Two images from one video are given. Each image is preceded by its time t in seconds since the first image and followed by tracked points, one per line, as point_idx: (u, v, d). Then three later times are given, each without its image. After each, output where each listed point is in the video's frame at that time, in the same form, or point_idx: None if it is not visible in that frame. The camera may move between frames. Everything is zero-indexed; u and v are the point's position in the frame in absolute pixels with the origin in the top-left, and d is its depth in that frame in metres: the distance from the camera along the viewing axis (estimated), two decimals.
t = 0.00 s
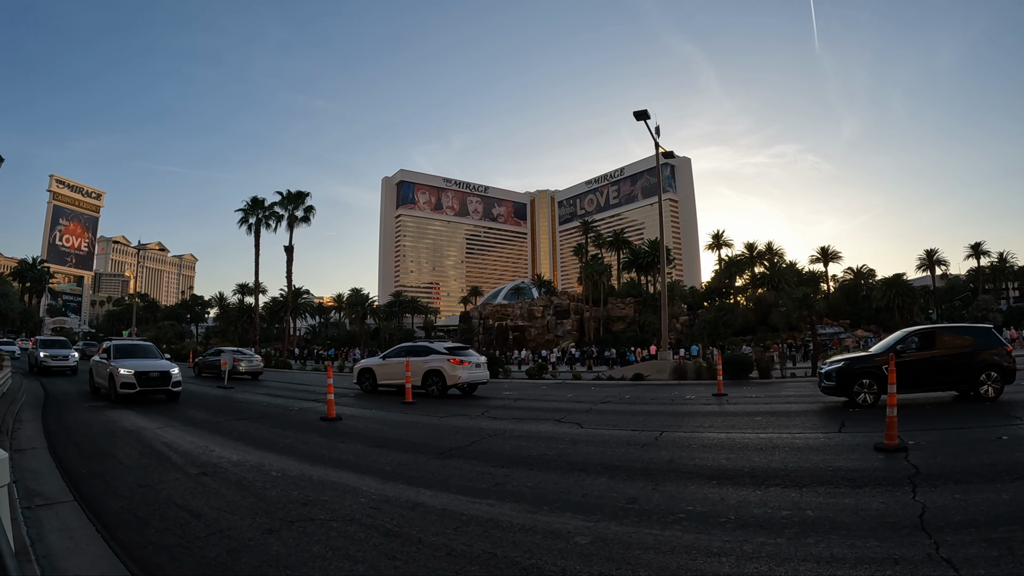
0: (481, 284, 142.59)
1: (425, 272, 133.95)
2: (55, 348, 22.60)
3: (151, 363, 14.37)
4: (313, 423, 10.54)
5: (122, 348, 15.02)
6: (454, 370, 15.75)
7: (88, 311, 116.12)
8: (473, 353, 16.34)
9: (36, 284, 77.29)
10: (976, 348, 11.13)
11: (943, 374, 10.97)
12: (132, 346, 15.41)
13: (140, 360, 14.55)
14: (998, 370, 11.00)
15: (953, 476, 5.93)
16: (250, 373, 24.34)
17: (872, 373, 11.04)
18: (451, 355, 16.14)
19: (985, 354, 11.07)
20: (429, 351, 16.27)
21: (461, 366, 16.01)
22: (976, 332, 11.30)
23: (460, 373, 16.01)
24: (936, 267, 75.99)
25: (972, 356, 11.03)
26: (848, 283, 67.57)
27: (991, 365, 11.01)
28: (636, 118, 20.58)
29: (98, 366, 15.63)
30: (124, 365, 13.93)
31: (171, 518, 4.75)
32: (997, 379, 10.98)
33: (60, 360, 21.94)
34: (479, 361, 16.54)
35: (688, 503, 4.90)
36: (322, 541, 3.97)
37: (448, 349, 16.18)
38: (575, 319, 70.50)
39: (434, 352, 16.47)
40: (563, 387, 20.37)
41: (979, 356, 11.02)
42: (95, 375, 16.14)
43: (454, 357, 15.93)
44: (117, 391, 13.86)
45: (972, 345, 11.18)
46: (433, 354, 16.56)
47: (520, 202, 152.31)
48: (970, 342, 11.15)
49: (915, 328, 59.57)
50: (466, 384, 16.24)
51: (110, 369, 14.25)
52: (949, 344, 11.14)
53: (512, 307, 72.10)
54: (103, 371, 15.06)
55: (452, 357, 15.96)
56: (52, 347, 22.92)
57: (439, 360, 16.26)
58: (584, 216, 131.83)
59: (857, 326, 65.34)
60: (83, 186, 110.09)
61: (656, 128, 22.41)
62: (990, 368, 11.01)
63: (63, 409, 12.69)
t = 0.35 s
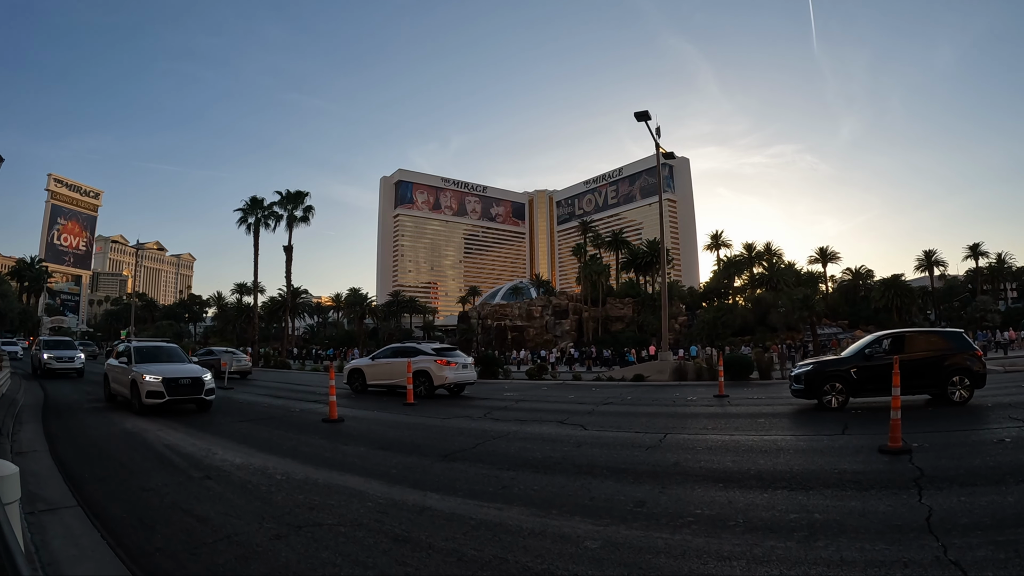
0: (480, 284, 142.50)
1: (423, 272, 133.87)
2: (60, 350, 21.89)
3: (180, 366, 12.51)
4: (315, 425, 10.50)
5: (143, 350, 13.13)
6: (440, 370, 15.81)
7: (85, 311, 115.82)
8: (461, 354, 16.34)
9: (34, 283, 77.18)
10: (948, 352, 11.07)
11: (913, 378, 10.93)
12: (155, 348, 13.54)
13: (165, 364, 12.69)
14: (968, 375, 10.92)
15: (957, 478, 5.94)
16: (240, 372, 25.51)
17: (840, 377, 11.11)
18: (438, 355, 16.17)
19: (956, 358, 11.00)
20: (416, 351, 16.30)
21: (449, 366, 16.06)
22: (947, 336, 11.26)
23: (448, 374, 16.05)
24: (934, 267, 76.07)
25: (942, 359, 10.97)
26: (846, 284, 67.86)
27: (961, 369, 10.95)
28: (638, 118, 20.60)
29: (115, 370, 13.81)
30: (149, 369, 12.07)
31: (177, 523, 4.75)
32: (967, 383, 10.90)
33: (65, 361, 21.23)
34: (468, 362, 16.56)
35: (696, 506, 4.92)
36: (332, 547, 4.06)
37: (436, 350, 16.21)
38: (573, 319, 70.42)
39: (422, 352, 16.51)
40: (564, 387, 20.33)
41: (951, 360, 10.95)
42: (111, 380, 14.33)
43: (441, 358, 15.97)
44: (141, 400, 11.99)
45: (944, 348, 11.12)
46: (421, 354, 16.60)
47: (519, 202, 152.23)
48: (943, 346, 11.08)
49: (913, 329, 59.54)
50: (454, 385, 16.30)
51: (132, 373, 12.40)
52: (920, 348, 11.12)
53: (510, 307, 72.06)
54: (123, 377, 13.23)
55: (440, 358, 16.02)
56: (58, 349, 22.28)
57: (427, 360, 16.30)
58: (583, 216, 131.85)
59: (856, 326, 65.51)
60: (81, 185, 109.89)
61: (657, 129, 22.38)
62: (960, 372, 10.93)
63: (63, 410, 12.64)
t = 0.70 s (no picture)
0: (478, 286, 142.39)
1: (421, 274, 133.72)
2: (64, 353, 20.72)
3: (222, 374, 10.54)
4: (316, 428, 10.49)
5: (175, 355, 11.05)
6: (426, 373, 15.80)
7: (84, 313, 115.74)
8: (447, 357, 16.35)
9: (33, 285, 77.10)
10: (915, 357, 11.11)
11: (878, 383, 10.98)
12: (185, 351, 11.50)
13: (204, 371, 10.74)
14: (934, 379, 11.00)
15: (957, 482, 5.96)
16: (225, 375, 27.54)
17: (805, 381, 11.19)
18: (424, 358, 16.17)
19: (922, 363, 11.07)
20: (402, 354, 16.40)
21: (434, 369, 16.05)
22: (913, 341, 11.31)
23: (433, 377, 16.05)
24: (932, 268, 76.21)
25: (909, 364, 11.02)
26: (845, 286, 67.95)
27: (927, 374, 11.01)
28: (636, 120, 20.58)
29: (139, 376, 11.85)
30: (188, 379, 10.10)
31: (180, 529, 4.75)
32: (933, 388, 10.96)
33: (70, 364, 20.05)
34: (454, 365, 16.56)
35: (697, 511, 4.93)
36: (335, 553, 4.08)
37: (421, 353, 16.21)
38: (572, 321, 70.45)
39: (408, 355, 16.51)
40: (563, 391, 20.29)
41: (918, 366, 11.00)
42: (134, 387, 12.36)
43: (427, 361, 15.98)
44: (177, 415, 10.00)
45: (909, 353, 11.19)
46: (408, 356, 16.60)
47: (517, 204, 152.23)
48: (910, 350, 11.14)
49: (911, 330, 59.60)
50: (439, 388, 16.29)
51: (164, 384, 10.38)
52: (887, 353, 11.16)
53: (509, 309, 72.07)
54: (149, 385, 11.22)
55: (425, 361, 16.02)
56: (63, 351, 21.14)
57: (412, 363, 16.31)
58: (581, 218, 131.99)
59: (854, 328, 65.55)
60: (80, 187, 109.81)
61: (654, 132, 22.37)
62: (926, 377, 11.02)
63: (63, 414, 12.61)
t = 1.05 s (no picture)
0: (475, 287, 142.33)
1: (418, 275, 133.51)
2: (68, 356, 19.36)
3: (291, 385, 8.36)
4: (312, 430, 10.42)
5: (228, 360, 8.88)
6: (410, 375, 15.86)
7: (81, 314, 115.32)
8: (431, 358, 16.45)
9: (30, 286, 76.80)
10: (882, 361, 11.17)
11: (843, 386, 11.07)
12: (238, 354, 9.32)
13: (267, 381, 8.57)
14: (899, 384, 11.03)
15: (955, 485, 5.94)
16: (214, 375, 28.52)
17: (772, 384, 11.34)
18: (408, 360, 16.23)
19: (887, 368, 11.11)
20: (387, 355, 16.46)
21: (417, 370, 16.13)
22: (879, 346, 11.35)
23: (416, 378, 16.12)
24: (929, 270, 76.47)
25: (875, 368, 11.07)
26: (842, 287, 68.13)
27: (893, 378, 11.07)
28: (633, 122, 20.60)
29: (177, 387, 9.57)
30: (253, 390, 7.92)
31: (175, 532, 4.71)
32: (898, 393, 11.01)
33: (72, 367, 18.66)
34: (436, 366, 16.66)
35: (695, 514, 4.91)
36: (331, 557, 4.05)
37: (405, 354, 16.27)
38: (569, 323, 70.48)
39: (392, 356, 16.57)
40: (561, 392, 20.24)
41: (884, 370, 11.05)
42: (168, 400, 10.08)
43: (410, 362, 16.04)
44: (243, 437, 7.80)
45: (875, 358, 11.22)
46: (392, 358, 16.67)
47: (514, 205, 152.31)
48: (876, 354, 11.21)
49: (908, 331, 59.77)
50: (422, 388, 16.38)
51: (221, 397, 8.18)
52: (853, 358, 11.23)
53: (506, 310, 72.08)
54: (194, 398, 8.96)
55: (409, 362, 16.09)
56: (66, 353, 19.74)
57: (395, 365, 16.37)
58: (578, 219, 132.10)
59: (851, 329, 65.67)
60: (78, 187, 109.58)
61: (652, 134, 22.40)
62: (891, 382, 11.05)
63: (58, 415, 12.50)
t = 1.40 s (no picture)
0: (473, 288, 142.34)
1: (416, 275, 133.44)
2: (74, 357, 17.81)
3: (425, 398, 6.45)
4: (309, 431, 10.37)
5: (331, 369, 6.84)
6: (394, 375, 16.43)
7: (78, 314, 114.98)
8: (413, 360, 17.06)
9: (28, 285, 76.58)
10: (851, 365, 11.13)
11: (805, 389, 11.12)
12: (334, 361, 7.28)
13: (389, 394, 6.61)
14: (865, 388, 10.96)
15: (950, 486, 5.97)
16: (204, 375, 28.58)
17: (736, 387, 11.56)
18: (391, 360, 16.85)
19: (853, 372, 11.08)
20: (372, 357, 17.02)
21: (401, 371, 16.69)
22: (847, 351, 11.30)
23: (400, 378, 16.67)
24: (927, 272, 76.68)
25: (841, 372, 11.06)
26: (840, 289, 68.44)
27: (858, 382, 11.00)
28: (632, 124, 20.65)
29: (248, 401, 7.41)
30: (383, 406, 5.90)
31: (173, 532, 4.72)
32: (864, 397, 10.94)
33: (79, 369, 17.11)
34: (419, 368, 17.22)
35: (692, 516, 4.92)
36: (329, 557, 4.06)
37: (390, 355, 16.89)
38: (567, 324, 70.62)
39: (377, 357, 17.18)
40: (558, 394, 20.27)
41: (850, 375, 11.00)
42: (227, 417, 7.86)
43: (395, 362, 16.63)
44: (370, 469, 5.74)
45: (841, 362, 11.19)
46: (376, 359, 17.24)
47: (513, 206, 152.37)
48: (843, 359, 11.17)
49: (906, 334, 59.95)
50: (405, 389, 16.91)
51: (331, 416, 6.11)
52: (819, 363, 11.25)
53: (503, 312, 72.15)
54: (280, 416, 6.82)
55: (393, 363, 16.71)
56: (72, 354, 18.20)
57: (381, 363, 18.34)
58: (576, 220, 132.23)
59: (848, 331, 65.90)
60: (76, 187, 109.32)
61: (651, 136, 22.46)
62: (857, 386, 10.98)
63: (54, 416, 12.45)
